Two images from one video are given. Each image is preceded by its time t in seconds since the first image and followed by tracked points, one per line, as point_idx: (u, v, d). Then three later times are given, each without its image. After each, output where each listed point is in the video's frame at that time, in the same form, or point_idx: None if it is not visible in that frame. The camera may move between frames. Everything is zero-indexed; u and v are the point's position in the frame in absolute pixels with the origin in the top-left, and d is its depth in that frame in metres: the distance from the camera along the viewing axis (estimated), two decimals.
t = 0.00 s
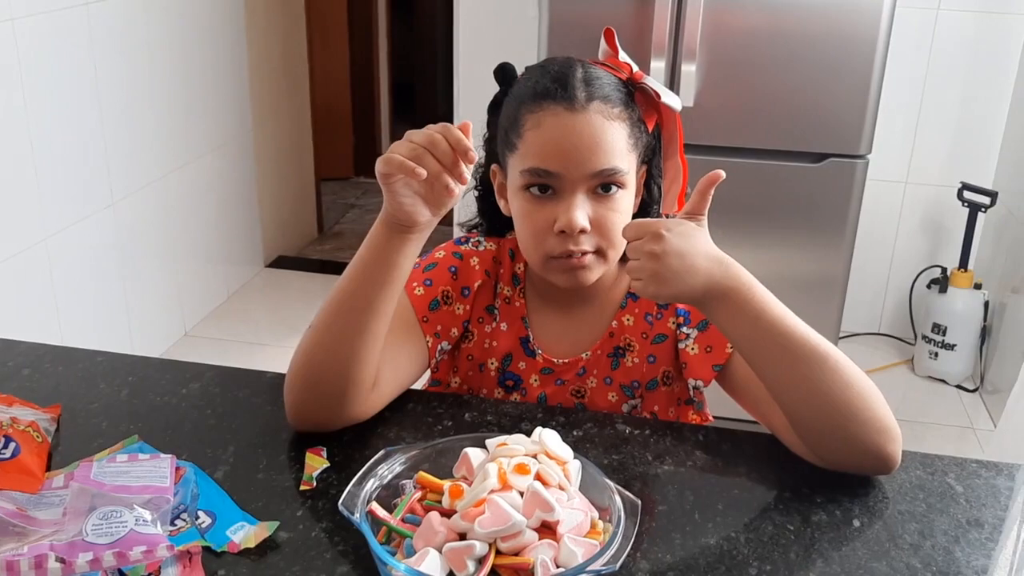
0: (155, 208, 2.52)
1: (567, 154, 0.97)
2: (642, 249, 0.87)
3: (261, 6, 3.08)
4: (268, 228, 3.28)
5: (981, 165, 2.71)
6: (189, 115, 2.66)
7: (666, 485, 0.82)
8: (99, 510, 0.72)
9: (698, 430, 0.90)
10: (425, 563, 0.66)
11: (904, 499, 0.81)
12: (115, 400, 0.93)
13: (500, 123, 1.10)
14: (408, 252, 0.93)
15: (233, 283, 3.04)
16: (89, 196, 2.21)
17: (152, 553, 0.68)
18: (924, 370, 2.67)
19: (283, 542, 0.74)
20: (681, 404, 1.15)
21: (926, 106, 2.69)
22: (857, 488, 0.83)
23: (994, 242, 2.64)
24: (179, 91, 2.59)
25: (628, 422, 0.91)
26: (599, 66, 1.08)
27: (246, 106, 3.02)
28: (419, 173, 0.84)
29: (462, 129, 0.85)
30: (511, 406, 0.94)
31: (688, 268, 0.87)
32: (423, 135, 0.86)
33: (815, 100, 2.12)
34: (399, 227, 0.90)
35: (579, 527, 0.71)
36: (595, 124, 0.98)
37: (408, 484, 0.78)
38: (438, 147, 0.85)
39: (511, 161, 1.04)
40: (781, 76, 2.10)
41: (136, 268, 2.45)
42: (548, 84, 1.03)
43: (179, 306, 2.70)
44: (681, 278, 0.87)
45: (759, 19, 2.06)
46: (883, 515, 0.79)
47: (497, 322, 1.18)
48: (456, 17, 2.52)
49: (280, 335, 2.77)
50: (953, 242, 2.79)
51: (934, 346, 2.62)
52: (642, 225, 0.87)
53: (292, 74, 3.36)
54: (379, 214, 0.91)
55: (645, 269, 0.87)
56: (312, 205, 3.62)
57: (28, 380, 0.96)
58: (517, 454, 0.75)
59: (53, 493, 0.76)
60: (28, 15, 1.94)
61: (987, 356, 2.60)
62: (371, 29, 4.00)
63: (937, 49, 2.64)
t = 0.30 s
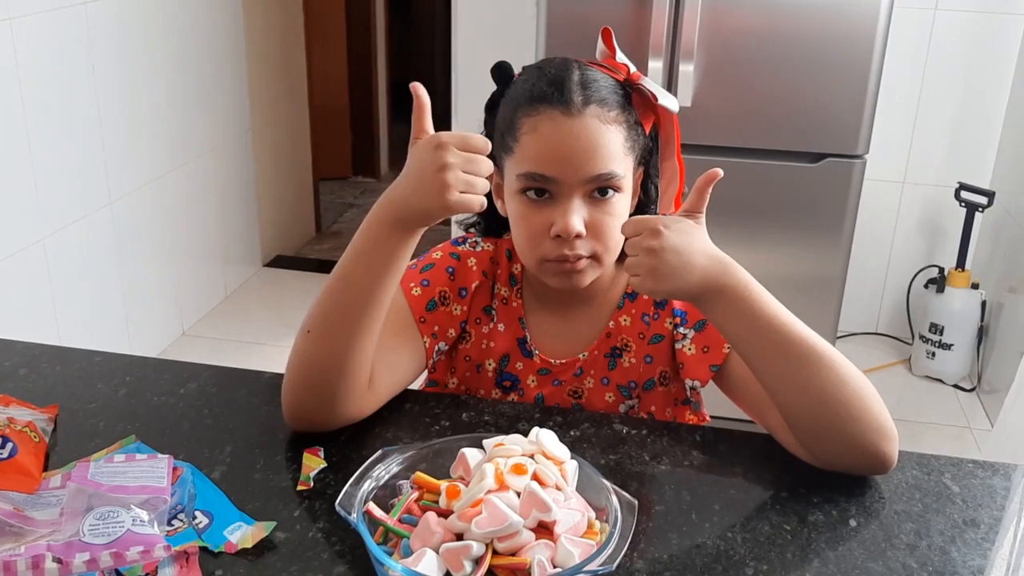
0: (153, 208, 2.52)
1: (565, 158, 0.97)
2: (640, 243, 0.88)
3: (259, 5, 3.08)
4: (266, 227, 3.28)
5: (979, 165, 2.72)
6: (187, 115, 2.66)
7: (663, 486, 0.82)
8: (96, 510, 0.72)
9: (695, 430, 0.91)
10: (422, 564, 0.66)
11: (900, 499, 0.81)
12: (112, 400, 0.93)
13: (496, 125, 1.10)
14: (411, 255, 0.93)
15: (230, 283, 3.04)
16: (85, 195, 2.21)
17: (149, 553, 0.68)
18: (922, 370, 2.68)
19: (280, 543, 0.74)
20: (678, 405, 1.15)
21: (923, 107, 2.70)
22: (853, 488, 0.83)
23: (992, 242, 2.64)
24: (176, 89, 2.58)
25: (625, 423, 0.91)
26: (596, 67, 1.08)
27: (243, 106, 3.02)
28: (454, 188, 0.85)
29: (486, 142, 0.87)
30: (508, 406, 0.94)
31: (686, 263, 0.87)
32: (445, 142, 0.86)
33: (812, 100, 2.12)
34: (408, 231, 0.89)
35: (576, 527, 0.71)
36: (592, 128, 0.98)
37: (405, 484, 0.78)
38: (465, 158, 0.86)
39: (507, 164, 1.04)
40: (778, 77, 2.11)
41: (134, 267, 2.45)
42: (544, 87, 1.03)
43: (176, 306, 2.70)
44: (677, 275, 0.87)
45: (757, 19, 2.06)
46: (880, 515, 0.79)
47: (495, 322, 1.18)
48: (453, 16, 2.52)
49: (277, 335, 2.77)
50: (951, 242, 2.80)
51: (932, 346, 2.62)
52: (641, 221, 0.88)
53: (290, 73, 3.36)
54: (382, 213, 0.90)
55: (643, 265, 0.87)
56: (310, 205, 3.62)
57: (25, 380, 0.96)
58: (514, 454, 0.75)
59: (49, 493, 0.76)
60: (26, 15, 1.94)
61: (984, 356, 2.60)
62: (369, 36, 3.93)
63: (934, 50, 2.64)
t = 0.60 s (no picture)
0: (153, 207, 2.52)
1: (558, 160, 0.97)
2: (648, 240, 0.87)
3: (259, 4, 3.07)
4: (265, 226, 3.28)
5: (978, 164, 2.72)
6: (186, 114, 2.66)
7: (663, 485, 0.82)
8: (96, 510, 0.72)
9: (695, 430, 0.91)
10: (422, 563, 0.66)
11: (900, 499, 0.81)
12: (112, 400, 0.93)
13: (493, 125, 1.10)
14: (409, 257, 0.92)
15: (230, 282, 3.04)
16: (84, 196, 2.21)
17: (150, 553, 0.68)
18: (921, 369, 2.68)
19: (280, 542, 0.74)
20: (677, 404, 1.15)
21: (923, 106, 2.70)
22: (853, 488, 0.83)
23: (992, 241, 2.64)
24: (175, 89, 2.58)
25: (625, 422, 0.91)
26: (593, 65, 1.08)
27: (243, 105, 3.02)
28: (453, 196, 0.84)
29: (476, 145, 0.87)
30: (509, 405, 0.94)
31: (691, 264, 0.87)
32: (438, 149, 0.85)
33: (811, 100, 2.12)
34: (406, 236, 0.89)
35: (577, 527, 0.71)
36: (587, 131, 0.98)
37: (406, 483, 0.78)
38: (459, 166, 0.85)
39: (503, 165, 1.04)
40: (778, 76, 2.11)
41: (133, 267, 2.45)
42: (538, 89, 1.03)
43: (176, 305, 2.70)
44: (683, 274, 0.87)
45: (756, 19, 2.06)
46: (880, 515, 0.79)
47: (495, 321, 1.18)
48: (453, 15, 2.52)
49: (277, 334, 2.77)
50: (950, 241, 2.80)
51: (932, 345, 2.62)
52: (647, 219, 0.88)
53: (290, 72, 3.36)
54: (376, 218, 0.88)
55: (650, 264, 0.87)
56: (309, 204, 3.62)
57: (25, 380, 0.96)
58: (515, 454, 0.75)
59: (50, 493, 0.76)
60: (25, 14, 1.94)
61: (984, 355, 2.60)
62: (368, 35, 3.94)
63: (933, 49, 2.64)
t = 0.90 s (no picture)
0: (153, 206, 2.52)
1: (547, 168, 0.96)
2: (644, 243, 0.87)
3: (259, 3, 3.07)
4: (265, 226, 3.28)
5: (979, 164, 2.72)
6: (186, 113, 2.66)
7: (663, 485, 0.82)
8: (97, 510, 0.72)
9: (696, 429, 0.91)
10: (423, 563, 0.66)
11: (901, 498, 0.81)
12: (113, 399, 0.93)
13: (487, 130, 1.09)
14: (413, 250, 0.93)
15: (230, 281, 3.04)
16: (84, 196, 2.20)
17: (151, 553, 0.68)
18: (922, 369, 2.68)
19: (281, 542, 0.74)
20: (676, 404, 1.15)
21: (923, 105, 2.70)
22: (853, 488, 0.83)
23: (992, 241, 2.64)
24: (175, 88, 2.58)
25: (625, 421, 0.91)
26: (586, 69, 1.06)
27: (243, 104, 3.02)
28: (454, 183, 0.84)
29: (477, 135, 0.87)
30: (508, 405, 0.94)
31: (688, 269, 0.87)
32: (440, 138, 0.85)
33: (812, 100, 2.12)
34: (411, 227, 0.89)
35: (578, 527, 0.71)
36: (576, 139, 0.97)
37: (406, 483, 0.78)
38: (461, 153, 0.85)
39: (496, 172, 1.03)
40: (778, 75, 2.10)
41: (134, 266, 2.45)
42: (529, 96, 1.01)
43: (176, 304, 2.70)
44: (680, 277, 0.87)
45: (757, 18, 2.06)
46: (881, 514, 0.79)
47: (494, 321, 1.18)
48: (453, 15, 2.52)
49: (277, 334, 2.77)
50: (951, 241, 2.80)
51: (932, 345, 2.62)
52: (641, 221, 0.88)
53: (290, 72, 3.36)
54: (381, 209, 0.89)
55: (646, 266, 0.87)
56: (309, 203, 3.62)
57: (26, 379, 0.96)
58: (515, 454, 0.75)
59: (50, 493, 0.76)
60: (26, 13, 1.94)
61: (984, 355, 2.60)
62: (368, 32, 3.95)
63: (934, 48, 2.64)
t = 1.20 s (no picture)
0: (153, 206, 2.52)
1: (539, 170, 0.96)
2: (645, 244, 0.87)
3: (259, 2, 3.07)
4: (265, 225, 3.28)
5: (978, 163, 2.72)
6: (186, 113, 2.66)
7: (662, 483, 0.82)
8: (98, 508, 0.73)
9: (694, 427, 0.91)
10: (423, 561, 0.67)
11: (898, 496, 0.82)
12: (114, 398, 0.93)
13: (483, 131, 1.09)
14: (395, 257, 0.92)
15: (230, 280, 3.04)
16: (84, 195, 2.20)
17: (152, 551, 0.69)
18: (919, 368, 2.68)
19: (282, 540, 0.74)
20: (675, 402, 1.15)
21: (922, 105, 2.70)
22: (850, 486, 0.84)
23: (990, 240, 2.65)
24: (175, 88, 2.58)
25: (624, 420, 0.92)
26: (580, 69, 1.06)
27: (243, 103, 3.02)
28: (416, 204, 0.82)
29: (443, 147, 0.82)
30: (508, 404, 0.95)
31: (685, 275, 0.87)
32: (399, 156, 0.82)
33: (810, 100, 2.12)
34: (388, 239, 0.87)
35: (577, 524, 0.71)
36: (569, 142, 0.97)
37: (406, 481, 0.79)
38: (423, 172, 0.82)
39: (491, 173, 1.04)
40: (777, 75, 2.11)
41: (134, 265, 2.45)
42: (522, 98, 1.01)
43: (176, 304, 2.70)
44: (680, 278, 0.87)
45: (756, 18, 2.07)
46: (878, 512, 0.80)
47: (494, 321, 1.18)
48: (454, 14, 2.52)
49: (277, 333, 2.77)
50: (949, 240, 2.80)
51: (930, 344, 2.63)
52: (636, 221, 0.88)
53: (289, 71, 3.36)
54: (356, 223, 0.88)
55: (645, 268, 0.87)
56: (308, 202, 3.62)
57: (27, 378, 0.96)
58: (515, 453, 0.76)
59: (52, 491, 0.76)
60: (26, 12, 1.94)
61: (982, 354, 2.61)
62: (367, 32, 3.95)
63: (933, 48, 2.64)
